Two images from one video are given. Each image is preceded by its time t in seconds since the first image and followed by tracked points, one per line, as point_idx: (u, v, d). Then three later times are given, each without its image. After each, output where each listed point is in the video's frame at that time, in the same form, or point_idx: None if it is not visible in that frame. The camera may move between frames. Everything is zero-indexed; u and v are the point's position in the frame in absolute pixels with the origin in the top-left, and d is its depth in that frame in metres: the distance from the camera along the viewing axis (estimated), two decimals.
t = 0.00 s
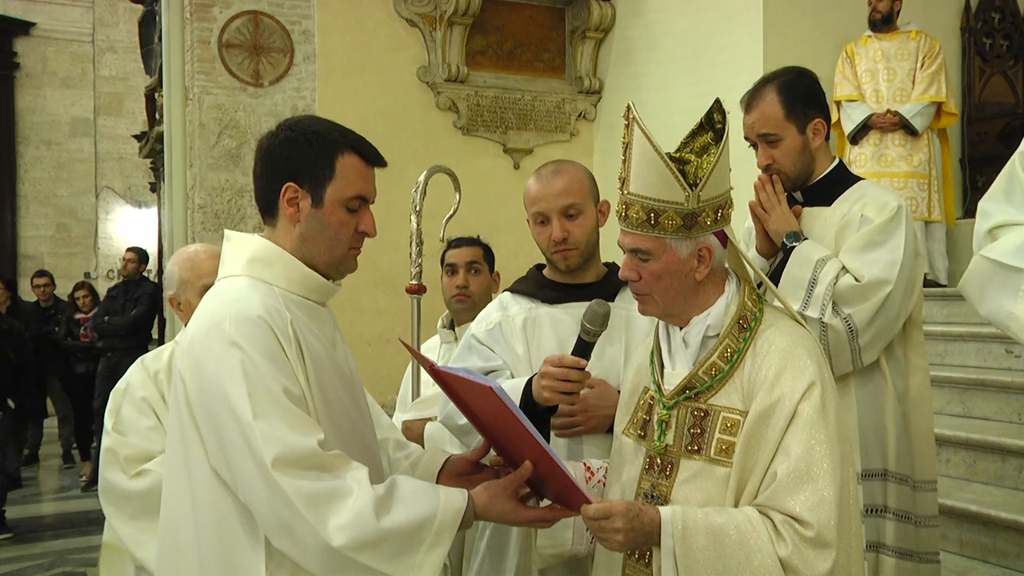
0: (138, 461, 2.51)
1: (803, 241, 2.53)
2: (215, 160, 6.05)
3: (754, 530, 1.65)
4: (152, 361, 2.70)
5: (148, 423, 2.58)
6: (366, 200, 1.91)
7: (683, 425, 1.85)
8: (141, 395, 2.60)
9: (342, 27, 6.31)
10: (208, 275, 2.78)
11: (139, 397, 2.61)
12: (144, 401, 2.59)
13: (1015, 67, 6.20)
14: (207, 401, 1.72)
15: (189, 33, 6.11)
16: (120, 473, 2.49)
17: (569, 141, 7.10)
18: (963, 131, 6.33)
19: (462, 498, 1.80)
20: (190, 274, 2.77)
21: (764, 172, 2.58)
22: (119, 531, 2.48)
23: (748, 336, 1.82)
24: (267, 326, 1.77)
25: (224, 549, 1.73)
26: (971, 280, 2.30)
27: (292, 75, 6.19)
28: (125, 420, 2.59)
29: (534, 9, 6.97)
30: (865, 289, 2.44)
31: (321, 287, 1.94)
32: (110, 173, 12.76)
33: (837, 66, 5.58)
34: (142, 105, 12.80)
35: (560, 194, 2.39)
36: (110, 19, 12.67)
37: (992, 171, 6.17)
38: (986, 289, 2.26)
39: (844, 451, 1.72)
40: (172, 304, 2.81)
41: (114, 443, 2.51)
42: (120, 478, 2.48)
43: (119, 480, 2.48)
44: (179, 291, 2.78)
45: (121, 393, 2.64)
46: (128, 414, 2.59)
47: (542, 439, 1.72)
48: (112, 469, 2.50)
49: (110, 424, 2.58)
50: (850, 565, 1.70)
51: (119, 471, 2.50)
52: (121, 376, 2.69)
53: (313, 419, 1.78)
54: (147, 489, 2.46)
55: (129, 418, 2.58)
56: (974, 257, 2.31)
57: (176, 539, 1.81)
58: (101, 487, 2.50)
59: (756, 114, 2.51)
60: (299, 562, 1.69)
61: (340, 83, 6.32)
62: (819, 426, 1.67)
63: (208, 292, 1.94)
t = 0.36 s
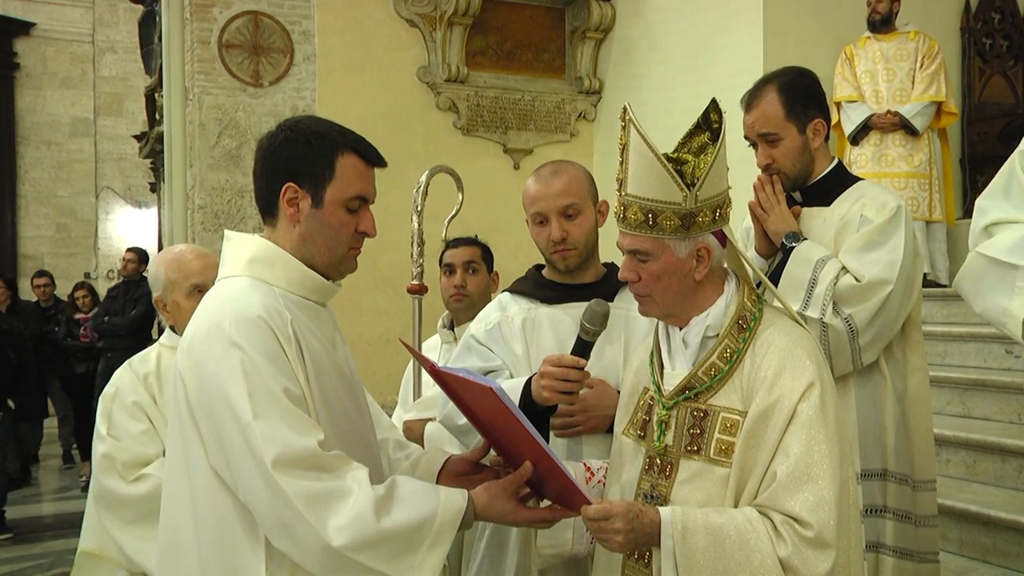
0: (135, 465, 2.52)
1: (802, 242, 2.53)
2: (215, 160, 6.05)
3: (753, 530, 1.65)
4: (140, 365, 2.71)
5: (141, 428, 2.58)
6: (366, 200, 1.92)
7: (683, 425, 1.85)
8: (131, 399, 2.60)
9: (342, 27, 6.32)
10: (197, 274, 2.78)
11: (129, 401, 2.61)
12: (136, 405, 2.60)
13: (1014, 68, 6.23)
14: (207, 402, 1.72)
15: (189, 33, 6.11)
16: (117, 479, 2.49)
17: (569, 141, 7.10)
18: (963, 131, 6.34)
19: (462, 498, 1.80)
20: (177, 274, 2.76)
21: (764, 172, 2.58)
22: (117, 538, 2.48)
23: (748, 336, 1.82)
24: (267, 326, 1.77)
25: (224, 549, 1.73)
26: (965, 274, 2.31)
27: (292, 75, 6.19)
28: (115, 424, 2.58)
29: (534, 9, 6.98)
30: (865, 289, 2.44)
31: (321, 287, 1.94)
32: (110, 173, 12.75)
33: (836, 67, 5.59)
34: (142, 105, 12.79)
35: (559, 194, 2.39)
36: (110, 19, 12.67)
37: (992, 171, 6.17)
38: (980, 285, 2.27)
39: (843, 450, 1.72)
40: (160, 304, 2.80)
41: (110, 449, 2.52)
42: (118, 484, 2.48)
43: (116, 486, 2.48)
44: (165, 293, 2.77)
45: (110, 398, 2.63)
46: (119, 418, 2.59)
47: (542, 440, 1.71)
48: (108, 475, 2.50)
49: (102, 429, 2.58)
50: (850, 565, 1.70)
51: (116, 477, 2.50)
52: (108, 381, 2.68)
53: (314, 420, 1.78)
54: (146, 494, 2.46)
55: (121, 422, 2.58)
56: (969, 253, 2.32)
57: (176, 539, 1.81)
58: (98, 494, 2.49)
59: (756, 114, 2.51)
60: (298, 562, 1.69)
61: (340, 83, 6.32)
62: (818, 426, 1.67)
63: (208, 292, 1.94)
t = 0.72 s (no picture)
0: (136, 468, 2.53)
1: (804, 242, 2.53)
2: (215, 161, 6.05)
3: (753, 530, 1.65)
4: (136, 367, 2.71)
5: (139, 430, 2.58)
6: (366, 201, 1.92)
7: (683, 425, 1.85)
8: (130, 401, 2.61)
9: (341, 28, 6.31)
10: (195, 272, 2.79)
11: (127, 403, 2.61)
12: (134, 407, 2.60)
13: (1014, 68, 6.24)
14: (207, 401, 1.72)
15: (189, 33, 6.11)
16: (118, 482, 2.49)
17: (569, 141, 7.10)
18: (963, 131, 6.34)
19: (462, 498, 1.80)
20: (175, 272, 2.77)
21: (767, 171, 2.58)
22: (117, 541, 2.48)
23: (748, 337, 1.82)
24: (267, 326, 1.77)
25: (223, 548, 1.73)
26: (976, 288, 2.31)
27: (292, 75, 6.19)
28: (113, 427, 2.58)
29: (534, 9, 6.98)
30: (867, 290, 2.44)
31: (321, 288, 1.94)
32: (111, 173, 12.75)
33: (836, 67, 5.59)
34: (142, 105, 12.79)
35: (558, 194, 2.39)
36: (110, 19, 12.66)
37: (992, 171, 6.17)
38: (992, 296, 2.27)
39: (843, 451, 1.72)
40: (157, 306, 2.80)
41: (111, 452, 2.52)
42: (119, 487, 2.48)
43: (117, 489, 2.48)
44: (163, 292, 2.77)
45: (107, 400, 2.63)
46: (118, 421, 2.59)
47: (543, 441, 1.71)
48: (109, 478, 2.50)
49: (101, 432, 2.57)
50: (849, 565, 1.70)
51: (116, 480, 2.50)
52: (104, 383, 2.68)
53: (313, 420, 1.78)
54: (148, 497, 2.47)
55: (120, 424, 2.58)
56: (978, 265, 2.31)
57: (176, 539, 1.81)
58: (99, 497, 2.49)
59: (760, 113, 2.51)
60: (299, 562, 1.69)
61: (340, 83, 6.32)
62: (818, 427, 1.67)
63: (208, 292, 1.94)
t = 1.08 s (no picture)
0: (147, 463, 2.52)
1: (807, 241, 2.52)
2: (215, 161, 6.06)
3: (752, 530, 1.65)
4: (153, 361, 2.67)
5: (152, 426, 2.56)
6: (365, 201, 1.92)
7: (682, 426, 1.85)
8: (144, 396, 2.58)
9: (342, 28, 6.31)
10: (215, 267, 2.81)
11: (141, 398, 2.59)
12: (147, 403, 2.58)
13: (1014, 68, 6.25)
14: (206, 401, 1.72)
15: (189, 34, 6.11)
16: (126, 475, 2.50)
17: (569, 141, 7.10)
18: (962, 132, 6.34)
19: (462, 498, 1.80)
20: (197, 271, 2.78)
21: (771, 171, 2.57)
22: (123, 533, 2.50)
23: (747, 336, 1.82)
24: (266, 325, 1.77)
25: (223, 548, 1.73)
26: (984, 296, 2.29)
27: (291, 76, 6.19)
28: (127, 421, 2.57)
29: (535, 10, 6.98)
30: (869, 289, 2.44)
31: (320, 287, 1.94)
32: (110, 174, 12.75)
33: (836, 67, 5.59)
34: (142, 105, 12.78)
35: (558, 194, 2.39)
36: (110, 20, 12.66)
37: (992, 171, 6.17)
38: (1000, 305, 2.25)
39: (842, 450, 1.72)
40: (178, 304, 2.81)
41: (121, 445, 2.51)
42: (127, 481, 2.49)
43: (126, 483, 2.49)
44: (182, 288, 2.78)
45: (122, 394, 2.62)
46: (130, 415, 2.57)
47: (544, 442, 1.71)
48: (117, 471, 2.51)
49: (114, 425, 2.57)
50: (849, 566, 1.70)
51: (125, 474, 2.50)
52: (120, 376, 2.67)
53: (313, 419, 1.78)
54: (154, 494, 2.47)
55: (132, 419, 2.56)
56: (984, 274, 2.29)
57: (175, 538, 1.81)
58: (108, 489, 2.51)
59: (764, 111, 2.52)
60: (298, 561, 1.69)
61: (340, 83, 6.32)
62: (817, 426, 1.67)
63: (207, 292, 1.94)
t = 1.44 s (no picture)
0: (149, 459, 2.51)
1: (810, 241, 2.52)
2: (215, 161, 6.05)
3: (752, 529, 1.65)
4: (163, 360, 2.66)
5: (160, 423, 2.55)
6: (364, 201, 1.92)
7: (682, 426, 1.85)
8: (152, 394, 2.56)
9: (342, 28, 6.32)
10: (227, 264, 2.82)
11: (150, 395, 2.57)
12: (156, 400, 2.56)
13: (1015, 68, 6.24)
14: (206, 402, 1.72)
15: (189, 34, 6.11)
16: (130, 470, 2.50)
17: (569, 142, 7.10)
18: (963, 132, 6.34)
19: (462, 498, 1.80)
20: (207, 271, 2.78)
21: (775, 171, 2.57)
22: (126, 528, 2.51)
23: (746, 336, 1.82)
24: (265, 326, 1.77)
25: (222, 549, 1.73)
26: (988, 297, 2.28)
27: (291, 76, 6.19)
28: (136, 417, 2.56)
29: (535, 10, 6.98)
30: (873, 289, 2.44)
31: (318, 288, 1.94)
32: (110, 174, 12.75)
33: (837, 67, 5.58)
34: (142, 105, 12.79)
35: (558, 195, 2.38)
36: (110, 20, 12.67)
37: (993, 172, 6.17)
38: (1005, 306, 2.24)
39: (841, 450, 1.72)
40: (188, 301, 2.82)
41: (126, 441, 2.52)
42: (131, 476, 2.49)
43: (130, 478, 2.49)
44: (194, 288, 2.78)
45: (132, 391, 2.61)
46: (139, 412, 2.56)
47: (544, 442, 1.71)
48: (122, 466, 2.51)
49: (122, 422, 2.57)
50: (848, 566, 1.70)
51: (129, 468, 2.51)
52: (132, 373, 2.66)
53: (312, 420, 1.77)
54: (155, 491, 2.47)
55: (141, 415, 2.56)
56: (990, 275, 2.28)
57: (175, 538, 1.81)
58: (112, 483, 2.52)
59: (768, 112, 2.51)
60: (297, 562, 1.69)
61: (340, 84, 6.32)
62: (817, 426, 1.67)
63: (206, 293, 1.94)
